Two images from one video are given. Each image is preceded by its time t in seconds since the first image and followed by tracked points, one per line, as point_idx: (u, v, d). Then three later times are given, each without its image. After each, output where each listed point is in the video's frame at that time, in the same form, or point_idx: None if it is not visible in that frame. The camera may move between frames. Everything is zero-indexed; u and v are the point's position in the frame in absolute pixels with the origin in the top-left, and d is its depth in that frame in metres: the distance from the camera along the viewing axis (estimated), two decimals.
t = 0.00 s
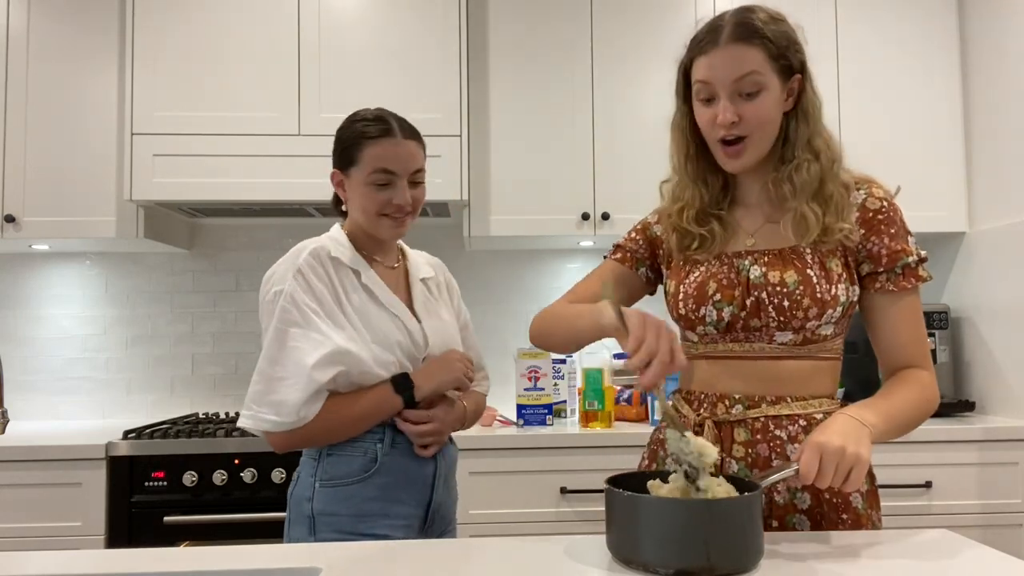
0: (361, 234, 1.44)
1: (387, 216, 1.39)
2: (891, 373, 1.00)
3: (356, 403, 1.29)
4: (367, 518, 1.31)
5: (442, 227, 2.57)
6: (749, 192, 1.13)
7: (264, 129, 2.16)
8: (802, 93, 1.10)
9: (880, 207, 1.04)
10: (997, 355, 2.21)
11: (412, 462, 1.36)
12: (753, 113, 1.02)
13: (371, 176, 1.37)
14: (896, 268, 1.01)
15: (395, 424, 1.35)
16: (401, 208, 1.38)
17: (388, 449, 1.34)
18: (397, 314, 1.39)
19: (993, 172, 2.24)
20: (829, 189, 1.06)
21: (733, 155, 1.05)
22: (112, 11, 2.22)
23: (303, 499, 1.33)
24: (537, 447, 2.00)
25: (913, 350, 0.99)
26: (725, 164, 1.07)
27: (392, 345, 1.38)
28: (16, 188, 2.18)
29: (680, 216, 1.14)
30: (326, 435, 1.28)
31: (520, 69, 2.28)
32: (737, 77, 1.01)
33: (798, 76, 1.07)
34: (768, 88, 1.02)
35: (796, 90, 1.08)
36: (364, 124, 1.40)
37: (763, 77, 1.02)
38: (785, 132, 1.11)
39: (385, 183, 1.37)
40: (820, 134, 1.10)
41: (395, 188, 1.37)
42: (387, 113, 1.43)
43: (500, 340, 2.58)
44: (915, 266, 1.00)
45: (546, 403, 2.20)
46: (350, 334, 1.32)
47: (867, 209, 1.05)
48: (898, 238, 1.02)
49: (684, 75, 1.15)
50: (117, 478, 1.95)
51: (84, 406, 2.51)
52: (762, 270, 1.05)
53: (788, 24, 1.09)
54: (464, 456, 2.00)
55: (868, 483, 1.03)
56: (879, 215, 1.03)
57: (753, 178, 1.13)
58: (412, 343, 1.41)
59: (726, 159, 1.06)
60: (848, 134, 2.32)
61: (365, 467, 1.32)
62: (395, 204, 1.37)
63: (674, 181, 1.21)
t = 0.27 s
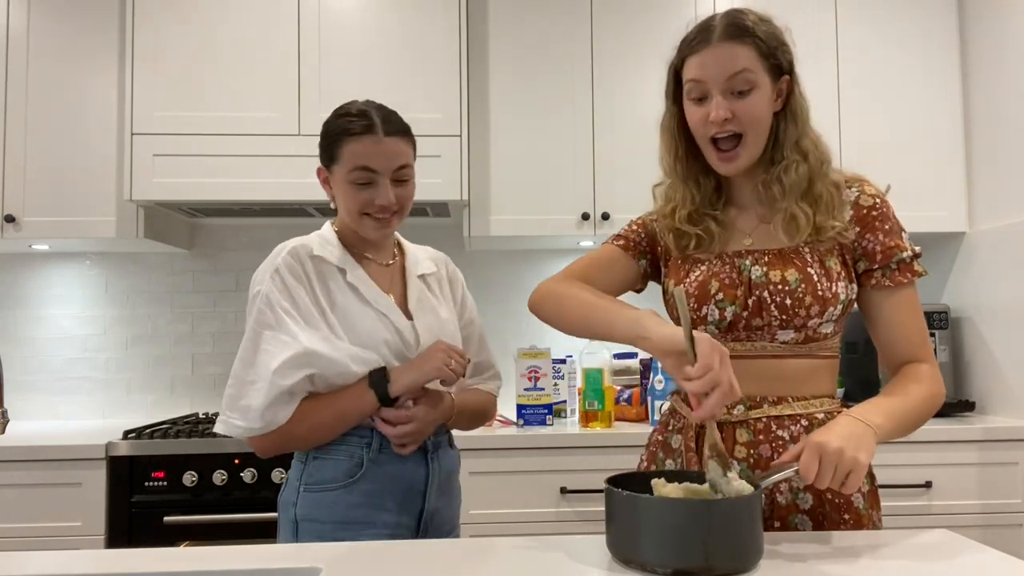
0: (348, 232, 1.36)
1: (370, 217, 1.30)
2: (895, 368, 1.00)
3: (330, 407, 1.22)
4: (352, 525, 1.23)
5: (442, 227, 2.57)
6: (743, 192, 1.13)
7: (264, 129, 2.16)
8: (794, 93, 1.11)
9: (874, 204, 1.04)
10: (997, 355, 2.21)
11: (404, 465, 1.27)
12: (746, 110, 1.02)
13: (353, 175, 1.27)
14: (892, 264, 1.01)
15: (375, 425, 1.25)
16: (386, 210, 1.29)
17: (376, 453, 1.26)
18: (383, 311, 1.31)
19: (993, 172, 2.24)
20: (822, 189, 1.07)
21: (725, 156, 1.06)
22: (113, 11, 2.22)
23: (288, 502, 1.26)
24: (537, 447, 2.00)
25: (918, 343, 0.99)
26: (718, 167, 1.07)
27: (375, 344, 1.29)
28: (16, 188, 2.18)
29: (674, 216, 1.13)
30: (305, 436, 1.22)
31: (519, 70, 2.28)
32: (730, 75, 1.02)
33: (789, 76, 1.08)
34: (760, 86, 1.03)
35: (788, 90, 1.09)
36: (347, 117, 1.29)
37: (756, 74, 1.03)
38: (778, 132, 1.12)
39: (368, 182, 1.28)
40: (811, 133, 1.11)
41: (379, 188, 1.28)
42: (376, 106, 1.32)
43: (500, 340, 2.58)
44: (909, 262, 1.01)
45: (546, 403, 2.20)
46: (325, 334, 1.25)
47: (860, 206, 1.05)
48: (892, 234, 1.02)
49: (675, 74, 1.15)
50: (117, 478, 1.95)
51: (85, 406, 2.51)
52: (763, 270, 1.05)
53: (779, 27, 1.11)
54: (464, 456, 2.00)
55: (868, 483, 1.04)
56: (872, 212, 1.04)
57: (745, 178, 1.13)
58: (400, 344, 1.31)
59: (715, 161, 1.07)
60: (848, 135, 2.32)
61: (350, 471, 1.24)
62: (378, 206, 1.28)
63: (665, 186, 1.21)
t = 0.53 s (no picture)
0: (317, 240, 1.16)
1: (332, 226, 1.09)
2: (887, 367, 1.00)
3: (308, 407, 1.04)
4: (331, 536, 1.02)
5: (441, 227, 2.57)
6: (737, 192, 1.13)
7: (264, 129, 2.16)
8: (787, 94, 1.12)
9: (865, 202, 1.05)
10: (997, 355, 2.21)
11: (396, 472, 1.06)
12: (747, 98, 1.02)
13: (303, 182, 1.07)
14: (883, 263, 1.02)
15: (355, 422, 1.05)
16: (349, 218, 1.08)
17: (364, 454, 1.05)
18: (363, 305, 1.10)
19: (993, 173, 2.24)
20: (817, 191, 1.07)
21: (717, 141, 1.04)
22: (113, 11, 2.22)
23: (265, 505, 1.07)
24: (537, 447, 2.00)
25: (909, 341, 0.99)
26: (710, 152, 1.05)
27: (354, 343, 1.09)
28: (16, 188, 2.18)
29: (669, 213, 1.12)
30: (283, 442, 1.03)
31: (519, 70, 2.28)
32: (733, 60, 1.03)
33: (784, 76, 1.10)
34: (760, 77, 1.04)
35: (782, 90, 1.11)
36: (297, 114, 1.08)
37: (756, 64, 1.04)
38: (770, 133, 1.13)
39: (322, 188, 1.07)
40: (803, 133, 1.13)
41: (333, 195, 1.06)
42: (333, 98, 1.09)
43: (499, 339, 2.58)
44: (900, 260, 1.01)
45: (546, 403, 2.20)
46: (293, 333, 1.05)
47: (853, 204, 1.06)
48: (884, 233, 1.03)
49: (674, 66, 1.14)
50: (117, 478, 1.95)
51: (85, 406, 2.51)
52: (758, 270, 1.05)
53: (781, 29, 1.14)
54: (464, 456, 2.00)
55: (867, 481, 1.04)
56: (864, 210, 1.05)
57: (737, 177, 1.13)
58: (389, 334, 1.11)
59: (707, 149, 1.05)
60: (848, 135, 2.32)
61: (331, 475, 1.04)
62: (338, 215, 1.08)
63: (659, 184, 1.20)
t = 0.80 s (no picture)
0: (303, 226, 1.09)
1: (308, 215, 1.01)
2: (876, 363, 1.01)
3: (251, 407, 0.95)
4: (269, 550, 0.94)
5: (441, 227, 2.57)
6: (726, 193, 1.13)
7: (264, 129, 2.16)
8: (777, 91, 1.12)
9: (856, 199, 1.04)
10: (997, 355, 2.21)
11: (342, 488, 0.95)
12: (731, 93, 1.03)
13: (271, 170, 0.98)
14: (874, 262, 1.02)
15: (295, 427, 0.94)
16: (322, 206, 1.00)
17: (306, 467, 0.95)
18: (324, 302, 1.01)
19: (993, 173, 2.24)
20: (804, 193, 1.06)
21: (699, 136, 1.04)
22: (112, 11, 2.22)
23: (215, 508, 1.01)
24: (537, 447, 2.00)
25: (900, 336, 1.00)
26: (696, 154, 1.05)
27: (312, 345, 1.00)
28: (16, 188, 2.18)
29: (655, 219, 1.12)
30: (225, 445, 0.95)
31: (519, 69, 2.28)
32: (719, 54, 1.03)
33: (773, 74, 1.10)
34: (746, 71, 1.05)
35: (771, 88, 1.11)
36: (264, 96, 0.98)
37: (742, 58, 1.04)
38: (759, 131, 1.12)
39: (290, 175, 0.98)
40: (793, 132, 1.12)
41: (303, 182, 0.98)
42: (303, 77, 0.99)
43: (499, 339, 2.58)
44: (892, 257, 1.01)
45: (546, 403, 2.20)
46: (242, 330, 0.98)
47: (843, 202, 1.05)
48: (874, 231, 1.03)
49: (659, 64, 1.15)
50: (116, 478, 1.95)
51: (85, 406, 2.51)
52: (745, 278, 1.05)
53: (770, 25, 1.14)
54: (464, 456, 2.00)
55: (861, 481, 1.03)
56: (854, 208, 1.04)
57: (723, 180, 1.13)
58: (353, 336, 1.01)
59: (693, 151, 1.06)
60: (848, 135, 2.32)
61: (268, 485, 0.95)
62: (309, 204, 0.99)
63: (645, 187, 1.21)
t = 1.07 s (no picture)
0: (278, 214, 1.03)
1: (282, 195, 0.95)
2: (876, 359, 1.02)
3: (203, 417, 0.93)
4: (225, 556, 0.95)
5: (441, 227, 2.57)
6: (713, 196, 1.14)
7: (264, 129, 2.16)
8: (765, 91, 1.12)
9: (842, 203, 1.04)
10: (997, 355, 2.21)
11: (295, 503, 0.94)
12: (712, 93, 1.03)
13: (243, 144, 0.92)
14: (865, 266, 1.01)
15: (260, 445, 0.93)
16: (297, 184, 0.93)
17: (258, 481, 0.95)
18: (279, 311, 0.97)
19: (993, 172, 2.24)
20: (785, 198, 1.05)
21: (680, 132, 1.04)
22: (112, 11, 2.22)
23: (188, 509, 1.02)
24: (537, 447, 2.00)
25: (898, 332, 1.01)
26: (676, 147, 1.05)
27: (263, 359, 0.97)
28: (16, 188, 2.18)
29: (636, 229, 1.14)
30: (176, 454, 0.94)
31: (519, 69, 2.28)
32: (700, 55, 1.04)
33: (757, 74, 1.10)
34: (728, 72, 1.05)
35: (757, 88, 1.11)
36: (237, 63, 0.92)
37: (724, 57, 1.04)
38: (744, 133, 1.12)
39: (263, 150, 0.92)
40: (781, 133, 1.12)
41: (277, 157, 0.92)
42: (277, 44, 0.93)
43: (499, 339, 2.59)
44: (886, 257, 1.01)
45: (546, 403, 2.20)
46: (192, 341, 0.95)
47: (828, 206, 1.04)
48: (864, 235, 1.02)
49: (641, 63, 1.15)
50: (116, 478, 1.95)
51: (85, 406, 2.51)
52: (728, 294, 1.05)
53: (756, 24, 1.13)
54: (464, 456, 2.00)
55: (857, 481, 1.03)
56: (841, 212, 1.03)
57: (708, 182, 1.13)
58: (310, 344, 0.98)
59: (673, 145, 1.05)
60: (848, 135, 2.32)
61: (222, 495, 0.95)
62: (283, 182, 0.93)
63: (625, 193, 1.21)
